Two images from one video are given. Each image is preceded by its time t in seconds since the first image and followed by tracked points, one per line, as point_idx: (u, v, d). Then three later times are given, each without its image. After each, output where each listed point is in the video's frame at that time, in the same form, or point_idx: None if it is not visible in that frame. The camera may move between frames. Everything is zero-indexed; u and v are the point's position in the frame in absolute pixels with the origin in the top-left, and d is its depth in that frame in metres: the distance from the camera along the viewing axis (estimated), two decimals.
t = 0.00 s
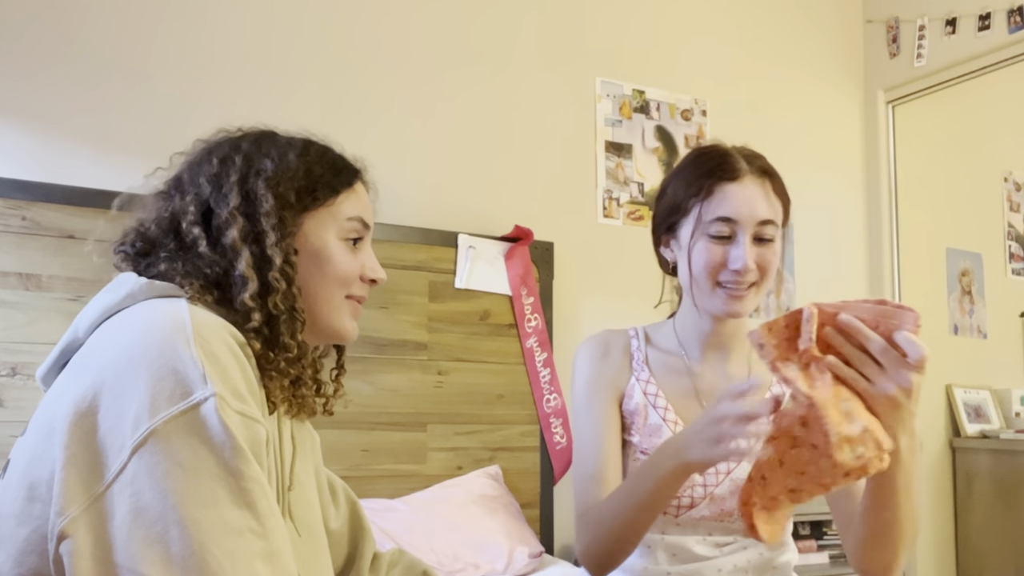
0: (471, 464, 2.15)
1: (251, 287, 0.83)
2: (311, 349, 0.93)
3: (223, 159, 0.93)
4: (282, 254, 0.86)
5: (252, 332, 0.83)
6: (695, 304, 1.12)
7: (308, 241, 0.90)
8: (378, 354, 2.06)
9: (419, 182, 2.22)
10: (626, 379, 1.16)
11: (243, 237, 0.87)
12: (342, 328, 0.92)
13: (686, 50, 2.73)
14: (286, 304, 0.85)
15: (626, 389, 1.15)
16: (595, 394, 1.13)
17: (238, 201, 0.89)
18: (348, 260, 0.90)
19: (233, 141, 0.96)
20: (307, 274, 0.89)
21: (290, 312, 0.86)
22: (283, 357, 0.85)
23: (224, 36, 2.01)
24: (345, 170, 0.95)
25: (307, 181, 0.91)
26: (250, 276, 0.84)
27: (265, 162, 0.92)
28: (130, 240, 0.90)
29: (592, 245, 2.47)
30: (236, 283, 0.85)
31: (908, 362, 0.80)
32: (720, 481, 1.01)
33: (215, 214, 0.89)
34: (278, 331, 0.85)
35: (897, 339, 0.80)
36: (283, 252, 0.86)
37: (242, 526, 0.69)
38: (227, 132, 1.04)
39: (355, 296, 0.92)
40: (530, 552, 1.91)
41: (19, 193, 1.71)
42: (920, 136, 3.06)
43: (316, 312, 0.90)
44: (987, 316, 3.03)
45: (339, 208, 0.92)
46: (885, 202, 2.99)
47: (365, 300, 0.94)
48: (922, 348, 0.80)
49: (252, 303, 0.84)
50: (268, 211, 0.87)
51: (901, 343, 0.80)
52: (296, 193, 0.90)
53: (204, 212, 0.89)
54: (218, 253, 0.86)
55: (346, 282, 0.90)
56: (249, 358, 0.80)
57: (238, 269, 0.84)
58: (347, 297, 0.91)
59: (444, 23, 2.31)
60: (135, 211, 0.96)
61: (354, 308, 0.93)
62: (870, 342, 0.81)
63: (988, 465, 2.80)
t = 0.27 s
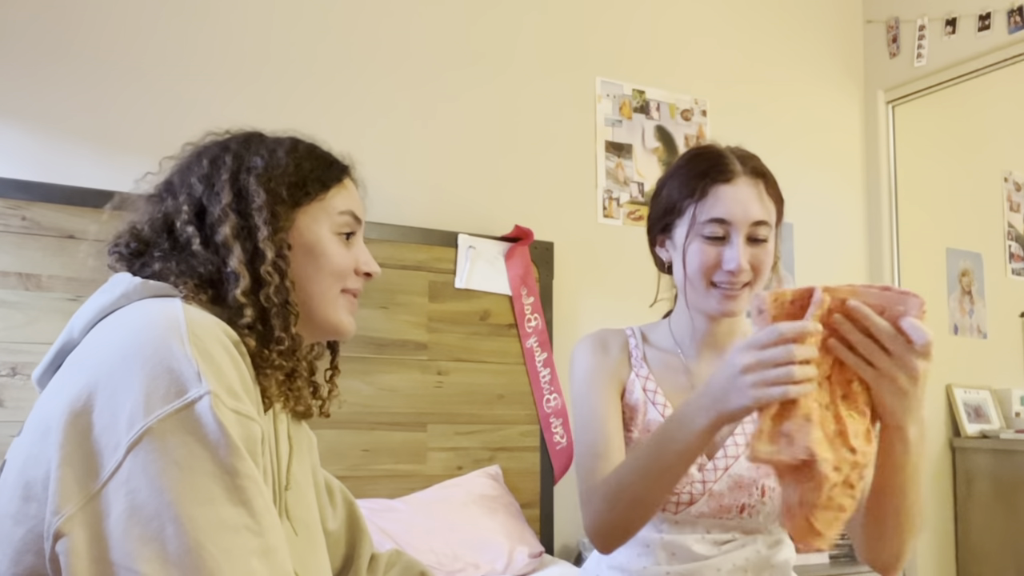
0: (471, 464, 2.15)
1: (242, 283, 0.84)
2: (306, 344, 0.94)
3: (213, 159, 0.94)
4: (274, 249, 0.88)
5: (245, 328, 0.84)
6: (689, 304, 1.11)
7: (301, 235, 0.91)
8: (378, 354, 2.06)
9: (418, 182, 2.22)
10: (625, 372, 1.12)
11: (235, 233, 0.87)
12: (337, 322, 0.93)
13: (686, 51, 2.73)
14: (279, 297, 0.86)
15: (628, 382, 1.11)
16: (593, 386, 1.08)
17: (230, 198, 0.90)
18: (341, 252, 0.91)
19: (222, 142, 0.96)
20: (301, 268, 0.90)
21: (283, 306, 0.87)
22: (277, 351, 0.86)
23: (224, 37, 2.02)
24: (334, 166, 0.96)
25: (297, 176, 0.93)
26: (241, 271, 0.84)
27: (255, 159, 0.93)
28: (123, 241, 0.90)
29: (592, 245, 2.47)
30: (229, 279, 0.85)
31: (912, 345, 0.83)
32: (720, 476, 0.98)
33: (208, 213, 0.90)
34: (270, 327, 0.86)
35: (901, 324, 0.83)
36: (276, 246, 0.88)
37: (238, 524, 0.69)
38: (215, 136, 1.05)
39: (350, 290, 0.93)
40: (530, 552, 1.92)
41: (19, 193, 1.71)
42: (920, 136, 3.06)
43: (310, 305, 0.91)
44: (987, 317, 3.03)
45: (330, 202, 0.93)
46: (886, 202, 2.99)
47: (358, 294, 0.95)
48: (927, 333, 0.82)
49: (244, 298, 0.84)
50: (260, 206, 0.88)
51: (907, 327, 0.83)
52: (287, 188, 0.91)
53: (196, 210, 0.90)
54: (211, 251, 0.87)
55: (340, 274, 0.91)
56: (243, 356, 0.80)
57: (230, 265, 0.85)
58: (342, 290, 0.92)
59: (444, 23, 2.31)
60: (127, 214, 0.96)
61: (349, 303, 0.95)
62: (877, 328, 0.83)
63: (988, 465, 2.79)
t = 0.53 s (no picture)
0: (471, 464, 2.15)
1: (241, 279, 0.84)
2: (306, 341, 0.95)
3: (210, 159, 0.94)
4: (274, 244, 0.88)
5: (243, 326, 0.84)
6: (690, 307, 1.12)
7: (300, 230, 0.92)
8: (378, 354, 2.06)
9: (419, 183, 2.22)
10: (626, 369, 1.11)
11: (233, 230, 0.88)
12: (337, 318, 0.93)
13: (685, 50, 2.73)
14: (277, 293, 0.86)
15: (628, 380, 1.09)
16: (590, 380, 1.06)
17: (227, 196, 0.90)
18: (340, 248, 0.92)
19: (218, 143, 0.97)
20: (300, 264, 0.91)
21: (281, 300, 0.87)
22: (276, 347, 0.86)
23: (224, 37, 2.02)
24: (331, 163, 0.97)
25: (295, 173, 0.93)
26: (239, 268, 0.85)
27: (252, 157, 0.94)
28: (122, 241, 0.90)
29: (592, 245, 2.47)
30: (227, 277, 0.85)
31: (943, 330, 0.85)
32: (719, 473, 0.97)
33: (206, 212, 0.90)
34: (269, 322, 0.86)
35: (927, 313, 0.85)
36: (274, 242, 0.88)
37: (236, 524, 0.69)
38: (212, 137, 1.05)
39: (350, 286, 0.94)
40: (530, 552, 1.92)
41: (19, 193, 1.71)
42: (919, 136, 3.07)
43: (309, 301, 0.92)
44: (987, 316, 3.01)
45: (328, 199, 0.95)
46: (886, 202, 2.99)
47: (358, 290, 0.96)
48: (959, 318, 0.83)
49: (241, 295, 0.84)
50: (258, 202, 0.89)
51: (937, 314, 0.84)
52: (285, 185, 0.92)
53: (195, 209, 0.90)
54: (209, 250, 0.87)
55: (340, 268, 0.92)
56: (241, 355, 0.80)
57: (228, 262, 0.85)
58: (343, 286, 0.93)
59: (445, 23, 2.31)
60: (125, 216, 0.96)
61: (348, 299, 0.95)
62: (908, 319, 0.86)
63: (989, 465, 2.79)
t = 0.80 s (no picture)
0: (471, 464, 2.15)
1: (241, 278, 0.84)
2: (307, 341, 0.95)
3: (210, 159, 0.94)
4: (274, 243, 0.88)
5: (243, 325, 0.84)
6: (693, 302, 1.10)
7: (301, 229, 0.92)
8: (378, 354, 2.06)
9: (419, 183, 2.22)
10: (626, 369, 1.10)
11: (234, 230, 0.88)
12: (338, 317, 0.93)
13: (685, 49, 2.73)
14: (277, 292, 0.86)
15: (628, 380, 1.09)
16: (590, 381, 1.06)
17: (228, 195, 0.90)
18: (340, 247, 0.92)
19: (219, 143, 0.97)
20: (300, 263, 0.91)
21: (281, 299, 0.87)
22: (276, 346, 0.86)
23: (225, 36, 2.02)
24: (331, 163, 0.97)
25: (295, 173, 0.93)
26: (239, 267, 0.85)
27: (252, 156, 0.94)
28: (122, 241, 0.90)
29: (592, 245, 2.47)
30: (227, 276, 0.85)
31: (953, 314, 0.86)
32: (719, 476, 0.97)
33: (207, 211, 0.90)
34: (269, 321, 0.86)
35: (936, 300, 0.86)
36: (275, 241, 0.88)
37: (236, 525, 0.69)
38: (212, 137, 1.05)
39: (350, 286, 0.94)
40: (530, 552, 1.92)
41: (19, 193, 1.71)
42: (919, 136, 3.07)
43: (310, 301, 0.92)
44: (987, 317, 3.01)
45: (328, 198, 0.95)
46: (886, 204, 3.01)
47: (359, 289, 0.96)
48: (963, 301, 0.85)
49: (241, 295, 0.84)
50: (258, 202, 0.89)
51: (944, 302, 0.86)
52: (286, 184, 0.92)
53: (196, 209, 0.90)
54: (209, 249, 0.87)
55: (340, 268, 0.92)
56: (242, 356, 0.80)
57: (228, 261, 0.85)
58: (343, 286, 0.93)
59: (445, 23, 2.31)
60: (125, 216, 0.96)
61: (349, 299, 0.95)
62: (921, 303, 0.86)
63: (989, 466, 2.79)
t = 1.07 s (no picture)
0: (471, 464, 2.15)
1: (242, 278, 0.84)
2: (308, 341, 0.95)
3: (211, 159, 0.94)
4: (274, 243, 0.88)
5: (245, 324, 0.84)
6: (691, 300, 1.09)
7: (302, 230, 0.92)
8: (378, 354, 2.06)
9: (419, 183, 2.22)
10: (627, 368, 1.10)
11: (234, 230, 0.88)
12: (338, 317, 0.93)
13: (683, 47, 2.73)
14: (278, 292, 0.86)
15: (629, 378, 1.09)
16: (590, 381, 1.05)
17: (229, 195, 0.90)
18: (341, 248, 0.92)
19: (220, 143, 0.97)
20: (301, 264, 0.91)
21: (283, 299, 0.87)
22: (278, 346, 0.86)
23: (225, 36, 2.01)
24: (332, 164, 0.97)
25: (296, 174, 0.93)
26: (240, 266, 0.85)
27: (253, 157, 0.94)
28: (124, 241, 0.90)
29: (592, 245, 2.47)
30: (228, 275, 0.85)
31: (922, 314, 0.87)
32: (719, 476, 0.97)
33: (208, 211, 0.90)
34: (271, 321, 0.86)
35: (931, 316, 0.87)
36: (275, 241, 0.88)
37: (238, 524, 0.69)
38: (213, 138, 1.05)
39: (351, 287, 0.94)
40: (530, 552, 1.92)
41: (19, 193, 1.71)
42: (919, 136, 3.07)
43: (312, 301, 0.92)
44: (987, 317, 3.02)
45: (329, 199, 0.95)
46: (885, 201, 2.99)
47: (359, 289, 0.96)
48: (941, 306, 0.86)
49: (242, 294, 0.84)
50: (258, 201, 0.89)
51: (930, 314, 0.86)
52: (286, 184, 0.92)
53: (197, 209, 0.90)
54: (211, 249, 0.87)
55: (341, 268, 0.92)
56: (245, 357, 0.80)
57: (229, 261, 0.85)
58: (343, 286, 0.93)
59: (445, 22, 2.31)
60: (126, 216, 0.96)
61: (349, 299, 0.95)
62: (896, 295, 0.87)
63: (988, 465, 2.79)
